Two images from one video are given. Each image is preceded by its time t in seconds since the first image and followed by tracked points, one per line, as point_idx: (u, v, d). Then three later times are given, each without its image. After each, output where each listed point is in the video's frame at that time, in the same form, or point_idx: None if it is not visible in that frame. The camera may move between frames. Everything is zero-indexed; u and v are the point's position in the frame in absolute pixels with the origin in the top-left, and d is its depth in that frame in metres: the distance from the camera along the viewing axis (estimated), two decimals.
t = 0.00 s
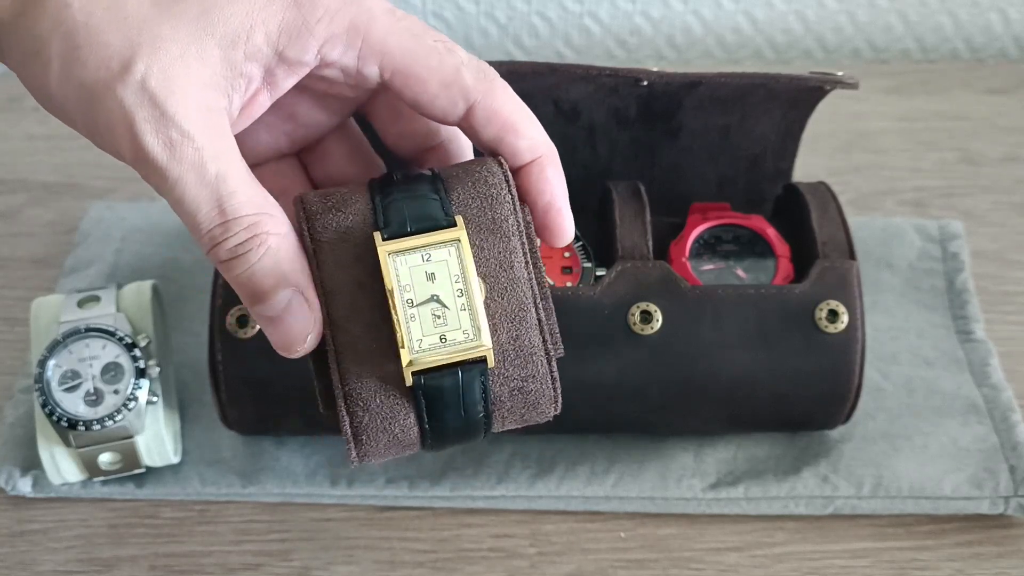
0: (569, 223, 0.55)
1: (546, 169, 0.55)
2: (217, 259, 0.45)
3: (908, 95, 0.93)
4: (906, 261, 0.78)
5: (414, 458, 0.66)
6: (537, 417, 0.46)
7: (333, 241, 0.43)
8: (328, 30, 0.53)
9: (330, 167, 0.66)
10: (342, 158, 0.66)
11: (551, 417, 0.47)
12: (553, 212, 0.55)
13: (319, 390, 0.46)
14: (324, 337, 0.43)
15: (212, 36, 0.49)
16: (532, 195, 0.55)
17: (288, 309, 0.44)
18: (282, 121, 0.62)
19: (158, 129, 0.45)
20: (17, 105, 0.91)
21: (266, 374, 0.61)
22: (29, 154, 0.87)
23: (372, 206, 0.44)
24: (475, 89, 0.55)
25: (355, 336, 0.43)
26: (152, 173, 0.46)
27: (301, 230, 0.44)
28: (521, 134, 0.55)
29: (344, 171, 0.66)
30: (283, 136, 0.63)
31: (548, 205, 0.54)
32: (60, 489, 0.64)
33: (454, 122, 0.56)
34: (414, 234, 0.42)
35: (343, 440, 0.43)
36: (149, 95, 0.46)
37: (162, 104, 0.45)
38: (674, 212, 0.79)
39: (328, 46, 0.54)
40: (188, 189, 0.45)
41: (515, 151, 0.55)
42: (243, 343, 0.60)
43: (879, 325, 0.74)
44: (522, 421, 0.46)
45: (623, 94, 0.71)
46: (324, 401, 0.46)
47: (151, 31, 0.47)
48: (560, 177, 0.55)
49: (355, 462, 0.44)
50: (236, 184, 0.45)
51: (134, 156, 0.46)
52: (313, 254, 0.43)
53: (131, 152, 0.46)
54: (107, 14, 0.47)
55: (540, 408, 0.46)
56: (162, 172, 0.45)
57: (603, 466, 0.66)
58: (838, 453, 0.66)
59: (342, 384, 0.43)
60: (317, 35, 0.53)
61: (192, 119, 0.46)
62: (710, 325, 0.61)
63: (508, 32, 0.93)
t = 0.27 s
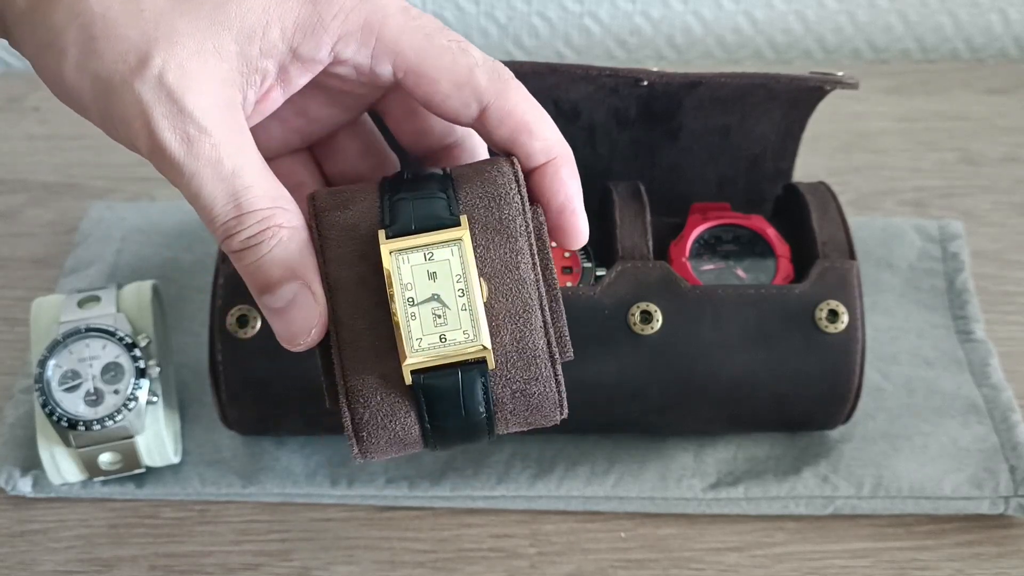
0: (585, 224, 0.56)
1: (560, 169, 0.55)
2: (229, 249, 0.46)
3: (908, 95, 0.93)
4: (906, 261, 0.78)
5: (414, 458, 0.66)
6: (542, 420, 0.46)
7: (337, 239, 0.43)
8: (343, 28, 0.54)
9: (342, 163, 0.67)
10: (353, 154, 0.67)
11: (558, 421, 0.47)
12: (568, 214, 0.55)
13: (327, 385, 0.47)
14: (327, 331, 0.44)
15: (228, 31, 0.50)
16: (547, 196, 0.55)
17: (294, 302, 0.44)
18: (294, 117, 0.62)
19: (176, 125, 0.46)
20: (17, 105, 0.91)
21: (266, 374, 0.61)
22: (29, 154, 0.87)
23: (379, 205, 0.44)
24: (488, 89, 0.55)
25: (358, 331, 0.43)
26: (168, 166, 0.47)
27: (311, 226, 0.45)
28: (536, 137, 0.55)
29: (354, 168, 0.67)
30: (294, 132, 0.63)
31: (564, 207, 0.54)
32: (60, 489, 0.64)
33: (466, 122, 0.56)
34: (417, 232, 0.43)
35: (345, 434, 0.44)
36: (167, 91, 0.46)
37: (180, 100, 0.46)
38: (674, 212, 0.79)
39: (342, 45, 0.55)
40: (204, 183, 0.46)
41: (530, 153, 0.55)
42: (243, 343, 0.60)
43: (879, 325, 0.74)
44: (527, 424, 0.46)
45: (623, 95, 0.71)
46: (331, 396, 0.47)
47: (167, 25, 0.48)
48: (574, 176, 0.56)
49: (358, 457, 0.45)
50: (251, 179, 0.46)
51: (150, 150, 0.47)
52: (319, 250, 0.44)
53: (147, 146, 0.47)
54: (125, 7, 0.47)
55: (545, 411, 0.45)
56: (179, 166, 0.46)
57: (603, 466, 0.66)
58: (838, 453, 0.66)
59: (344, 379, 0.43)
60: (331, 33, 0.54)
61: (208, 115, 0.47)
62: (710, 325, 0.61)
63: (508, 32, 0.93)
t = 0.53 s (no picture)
0: (623, 180, 0.60)
1: (586, 129, 0.58)
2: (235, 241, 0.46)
3: (908, 95, 0.93)
4: (906, 261, 0.78)
5: (414, 458, 0.66)
6: (544, 418, 0.46)
7: (349, 230, 0.43)
8: (349, 18, 0.54)
9: (349, 156, 0.66)
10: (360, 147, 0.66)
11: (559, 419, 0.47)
12: (605, 171, 0.59)
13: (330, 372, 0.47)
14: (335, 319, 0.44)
15: (233, 22, 0.50)
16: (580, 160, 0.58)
17: (303, 293, 0.44)
18: (298, 108, 0.62)
19: (180, 115, 0.46)
20: (17, 105, 0.91)
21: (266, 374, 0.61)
22: (29, 154, 0.87)
23: (392, 196, 0.44)
24: (503, 65, 0.56)
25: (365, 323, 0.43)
26: (172, 157, 0.47)
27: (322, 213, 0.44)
28: (552, 107, 0.57)
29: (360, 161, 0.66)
30: (300, 122, 0.63)
31: (600, 164, 0.58)
32: (60, 489, 0.64)
33: (483, 99, 0.58)
34: (430, 226, 0.43)
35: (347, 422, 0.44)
36: (171, 81, 0.46)
37: (184, 89, 0.46)
38: (674, 212, 0.79)
39: (348, 35, 0.55)
40: (209, 173, 0.46)
41: (551, 121, 0.58)
42: (243, 343, 0.60)
43: (879, 325, 0.74)
44: (528, 421, 0.46)
45: (623, 94, 0.71)
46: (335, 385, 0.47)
47: (172, 16, 0.48)
48: (601, 135, 0.59)
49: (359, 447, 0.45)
50: (257, 169, 0.46)
51: (155, 140, 0.47)
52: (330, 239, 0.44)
53: (150, 136, 0.47)
54: None
55: (547, 410, 0.45)
56: (183, 156, 0.46)
57: (603, 466, 0.66)
58: (838, 453, 0.66)
59: (349, 368, 0.43)
60: (337, 24, 0.54)
61: (213, 105, 0.47)
62: (710, 325, 0.61)
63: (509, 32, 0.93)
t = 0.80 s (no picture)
0: (582, 205, 0.56)
1: (564, 144, 0.56)
2: (223, 227, 0.44)
3: (908, 95, 0.93)
4: (906, 261, 0.78)
5: (414, 458, 0.66)
6: (530, 422, 0.46)
7: (362, 211, 0.43)
8: (349, 9, 0.54)
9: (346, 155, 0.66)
10: (358, 147, 0.66)
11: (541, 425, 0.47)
12: (569, 188, 0.55)
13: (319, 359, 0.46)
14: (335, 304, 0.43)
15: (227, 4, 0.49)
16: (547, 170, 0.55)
17: (298, 275, 0.42)
18: (294, 105, 0.63)
19: (166, 90, 0.45)
20: (17, 105, 0.91)
21: (266, 374, 0.61)
22: (29, 154, 0.87)
23: (406, 184, 0.44)
24: (497, 58, 0.55)
25: (370, 312, 0.42)
26: (157, 135, 0.45)
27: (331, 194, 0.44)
28: (542, 107, 0.56)
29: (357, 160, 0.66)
30: (296, 119, 0.64)
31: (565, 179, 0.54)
32: (60, 489, 0.64)
33: (475, 95, 0.57)
34: (445, 218, 0.43)
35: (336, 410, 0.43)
36: (158, 55, 0.45)
37: (171, 64, 0.45)
38: (674, 212, 0.79)
39: (346, 26, 0.54)
40: (194, 152, 0.44)
41: (538, 124, 0.56)
42: (243, 343, 0.60)
43: (879, 325, 0.74)
44: (514, 423, 0.46)
45: (623, 94, 0.71)
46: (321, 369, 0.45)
47: None
48: (577, 154, 0.56)
49: (343, 434, 0.44)
50: (245, 148, 0.44)
51: (139, 118, 0.45)
52: (340, 220, 0.43)
53: (134, 113, 0.46)
54: None
55: (536, 413, 0.46)
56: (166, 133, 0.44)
57: (603, 466, 0.66)
58: (838, 453, 0.66)
59: (346, 355, 0.42)
60: (336, 14, 0.53)
61: (200, 82, 0.45)
62: (710, 325, 0.61)
63: (509, 32, 0.93)
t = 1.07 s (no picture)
0: (591, 205, 0.55)
1: (567, 146, 0.54)
2: (220, 205, 0.42)
3: (908, 95, 0.93)
4: (906, 261, 0.78)
5: (414, 458, 0.66)
6: (509, 422, 0.46)
7: (382, 190, 0.41)
8: (347, 10, 0.54)
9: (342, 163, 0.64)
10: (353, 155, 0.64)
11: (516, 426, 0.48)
12: (573, 189, 0.54)
13: (312, 336, 0.44)
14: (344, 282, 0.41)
15: None
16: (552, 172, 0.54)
17: (305, 248, 0.40)
18: (290, 111, 0.63)
19: (153, 65, 0.43)
20: (17, 105, 0.91)
21: (266, 374, 0.61)
22: (29, 154, 0.87)
23: (427, 168, 0.43)
24: (494, 64, 0.55)
25: (380, 294, 0.41)
26: (144, 113, 0.43)
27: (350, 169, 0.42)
28: (542, 110, 0.55)
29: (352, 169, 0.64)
30: (292, 127, 0.64)
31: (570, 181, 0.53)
32: (60, 489, 0.64)
33: (473, 101, 0.57)
34: (466, 208, 0.42)
35: (331, 390, 0.41)
36: (143, 30, 0.44)
37: (157, 39, 0.44)
38: (674, 212, 0.79)
39: (342, 27, 0.55)
40: (185, 128, 0.43)
41: (537, 128, 0.55)
42: (243, 343, 0.60)
43: (879, 325, 0.74)
44: (494, 421, 0.46)
45: (623, 94, 0.71)
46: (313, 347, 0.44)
47: None
48: (581, 154, 0.54)
49: (330, 414, 0.42)
50: (237, 123, 0.43)
51: (125, 97, 0.44)
52: (358, 195, 0.41)
53: (119, 92, 0.44)
54: None
55: (518, 415, 0.46)
56: (156, 109, 0.43)
57: (603, 466, 0.66)
58: (838, 453, 0.66)
59: (350, 336, 0.41)
60: (334, 14, 0.54)
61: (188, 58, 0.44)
62: (710, 325, 0.61)
63: (509, 32, 0.93)
